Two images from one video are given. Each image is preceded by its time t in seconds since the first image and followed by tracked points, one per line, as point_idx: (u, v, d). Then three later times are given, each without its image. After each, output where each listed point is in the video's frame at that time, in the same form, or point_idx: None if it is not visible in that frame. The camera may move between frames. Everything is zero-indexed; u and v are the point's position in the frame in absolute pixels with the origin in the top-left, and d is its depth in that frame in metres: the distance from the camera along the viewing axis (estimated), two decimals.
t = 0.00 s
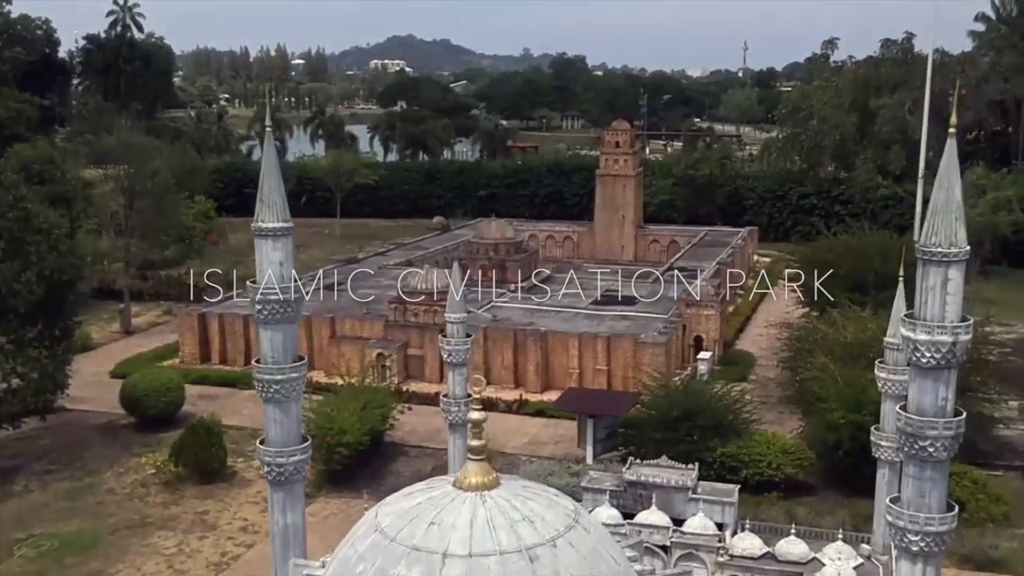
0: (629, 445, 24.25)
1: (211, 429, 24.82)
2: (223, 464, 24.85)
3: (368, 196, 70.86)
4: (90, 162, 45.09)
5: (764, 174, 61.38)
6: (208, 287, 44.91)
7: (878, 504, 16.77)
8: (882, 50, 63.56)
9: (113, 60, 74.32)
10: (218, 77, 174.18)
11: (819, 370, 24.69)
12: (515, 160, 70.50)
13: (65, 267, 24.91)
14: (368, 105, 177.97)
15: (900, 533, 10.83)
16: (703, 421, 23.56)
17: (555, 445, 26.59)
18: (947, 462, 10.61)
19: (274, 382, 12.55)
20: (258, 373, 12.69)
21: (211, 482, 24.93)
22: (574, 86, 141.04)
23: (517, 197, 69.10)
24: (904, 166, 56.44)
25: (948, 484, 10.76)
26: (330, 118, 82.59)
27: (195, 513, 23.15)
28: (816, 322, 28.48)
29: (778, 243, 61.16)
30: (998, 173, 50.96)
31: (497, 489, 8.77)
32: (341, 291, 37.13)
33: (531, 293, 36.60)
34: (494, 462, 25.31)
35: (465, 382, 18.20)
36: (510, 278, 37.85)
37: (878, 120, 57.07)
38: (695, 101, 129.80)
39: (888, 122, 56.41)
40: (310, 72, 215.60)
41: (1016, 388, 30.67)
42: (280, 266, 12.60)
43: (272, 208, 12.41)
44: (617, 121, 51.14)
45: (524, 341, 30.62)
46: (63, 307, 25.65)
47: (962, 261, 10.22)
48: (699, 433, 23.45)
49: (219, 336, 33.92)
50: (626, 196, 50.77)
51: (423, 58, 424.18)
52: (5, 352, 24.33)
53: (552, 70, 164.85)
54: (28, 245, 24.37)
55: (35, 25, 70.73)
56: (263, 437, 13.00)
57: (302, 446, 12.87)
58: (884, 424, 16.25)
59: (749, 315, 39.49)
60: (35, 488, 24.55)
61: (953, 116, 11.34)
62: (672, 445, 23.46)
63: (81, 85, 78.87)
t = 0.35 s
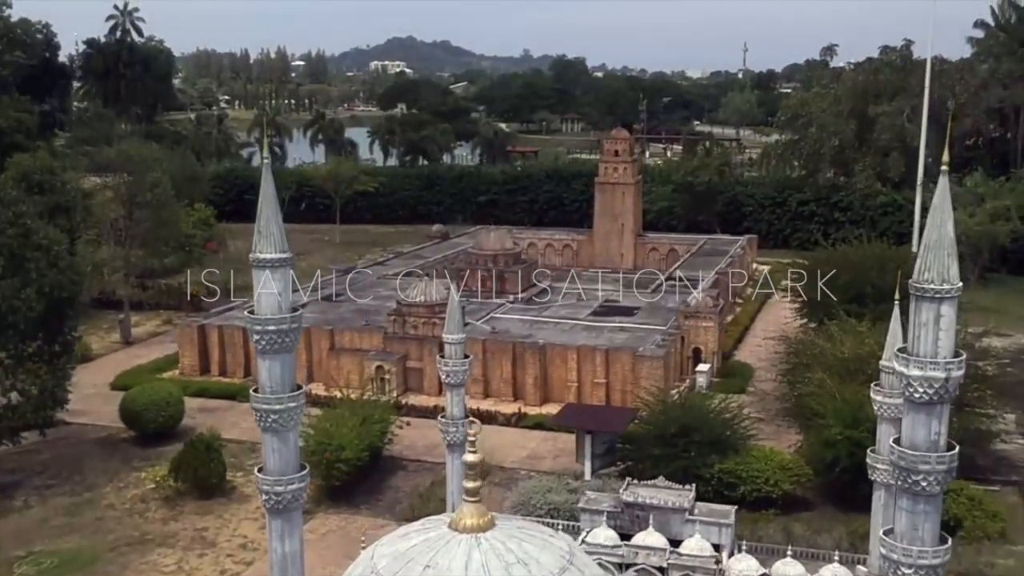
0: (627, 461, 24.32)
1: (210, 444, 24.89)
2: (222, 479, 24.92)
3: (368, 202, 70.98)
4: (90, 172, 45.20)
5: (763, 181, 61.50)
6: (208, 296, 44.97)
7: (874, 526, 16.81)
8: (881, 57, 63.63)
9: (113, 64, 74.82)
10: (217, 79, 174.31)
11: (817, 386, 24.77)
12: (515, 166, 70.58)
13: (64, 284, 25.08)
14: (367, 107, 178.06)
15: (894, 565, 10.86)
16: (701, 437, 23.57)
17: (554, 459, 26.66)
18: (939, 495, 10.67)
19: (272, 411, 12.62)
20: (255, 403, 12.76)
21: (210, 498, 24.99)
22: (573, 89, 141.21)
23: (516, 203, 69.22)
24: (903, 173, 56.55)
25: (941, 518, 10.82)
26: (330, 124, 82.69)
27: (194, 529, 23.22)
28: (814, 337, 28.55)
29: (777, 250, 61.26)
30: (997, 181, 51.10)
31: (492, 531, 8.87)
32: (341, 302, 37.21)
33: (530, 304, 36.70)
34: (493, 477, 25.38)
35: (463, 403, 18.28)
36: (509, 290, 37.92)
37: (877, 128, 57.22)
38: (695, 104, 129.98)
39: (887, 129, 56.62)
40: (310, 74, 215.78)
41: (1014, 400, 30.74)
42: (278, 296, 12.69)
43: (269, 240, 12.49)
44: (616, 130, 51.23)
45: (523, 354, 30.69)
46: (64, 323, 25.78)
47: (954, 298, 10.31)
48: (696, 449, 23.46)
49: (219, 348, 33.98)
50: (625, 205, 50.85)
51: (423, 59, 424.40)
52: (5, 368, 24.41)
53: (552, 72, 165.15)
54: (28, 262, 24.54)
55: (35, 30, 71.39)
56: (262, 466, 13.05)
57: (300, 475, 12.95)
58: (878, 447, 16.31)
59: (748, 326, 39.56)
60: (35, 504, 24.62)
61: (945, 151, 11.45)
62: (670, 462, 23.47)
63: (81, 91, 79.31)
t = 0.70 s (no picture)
0: (626, 472, 24.38)
1: (209, 455, 24.95)
2: (221, 489, 24.97)
3: (367, 204, 71.04)
4: (90, 177, 45.26)
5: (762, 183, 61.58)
6: (207, 302, 45.01)
7: (871, 542, 16.88)
8: (880, 60, 63.69)
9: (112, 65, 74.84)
10: (216, 78, 174.21)
11: (814, 397, 24.82)
12: (514, 169, 70.63)
13: (64, 295, 25.28)
14: (366, 106, 178.08)
15: None
16: (698, 448, 23.62)
17: (552, 468, 26.71)
18: (935, 522, 10.73)
19: (271, 435, 12.67)
20: (255, 426, 12.81)
21: (209, 508, 25.05)
22: (572, 89, 141.17)
23: (515, 205, 69.26)
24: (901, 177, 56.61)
25: (937, 543, 10.88)
26: (329, 125, 82.69)
27: (193, 540, 23.27)
28: (812, 346, 28.57)
29: (775, 253, 61.32)
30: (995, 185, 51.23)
31: (490, 564, 9.00)
32: (340, 308, 37.25)
33: (528, 310, 36.74)
34: (491, 486, 25.43)
35: (462, 418, 18.34)
36: (508, 296, 37.99)
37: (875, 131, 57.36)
38: (694, 104, 129.95)
39: (885, 132, 56.70)
40: (309, 73, 215.78)
41: (1012, 407, 30.81)
42: (277, 320, 12.75)
43: (268, 264, 12.54)
44: (615, 133, 51.28)
45: (521, 362, 30.72)
46: (64, 334, 25.93)
47: (949, 327, 10.38)
48: (694, 460, 23.50)
49: (218, 356, 34.02)
50: (624, 209, 50.90)
51: (422, 58, 424.30)
52: (5, 378, 24.49)
53: (551, 72, 165.00)
54: (27, 273, 24.76)
55: (34, 30, 71.20)
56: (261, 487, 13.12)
57: (299, 496, 12.99)
58: (876, 463, 16.35)
59: (746, 332, 39.62)
60: (34, 514, 24.64)
61: (941, 178, 11.53)
62: (667, 473, 23.51)
63: (80, 92, 79.29)
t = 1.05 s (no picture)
0: (625, 487, 24.43)
1: (209, 470, 25.03)
2: (221, 503, 25.04)
3: (367, 210, 71.08)
4: (89, 186, 45.33)
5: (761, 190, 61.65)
6: (207, 311, 45.06)
7: (868, 561, 16.95)
8: (879, 67, 63.73)
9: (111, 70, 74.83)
10: (216, 80, 174.14)
11: (813, 412, 24.88)
12: (513, 175, 70.69)
13: (64, 311, 25.46)
14: (366, 108, 177.96)
15: None
16: (697, 463, 23.66)
17: (551, 482, 26.76)
18: (932, 552, 10.80)
19: (272, 461, 12.74)
20: (256, 452, 12.88)
21: (210, 522, 25.12)
22: (572, 92, 141.10)
23: (515, 211, 69.33)
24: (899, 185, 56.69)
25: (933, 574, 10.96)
26: (328, 131, 82.73)
27: (193, 555, 23.32)
28: (811, 359, 28.62)
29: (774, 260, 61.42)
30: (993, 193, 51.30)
31: None
32: (340, 319, 37.30)
33: (527, 322, 36.83)
34: (491, 500, 25.50)
35: (462, 438, 18.41)
36: (507, 306, 38.03)
37: (874, 139, 57.46)
38: (694, 107, 129.88)
39: (884, 140, 56.78)
40: (309, 75, 215.76)
41: (1011, 420, 30.87)
42: (278, 347, 12.85)
43: (269, 291, 12.67)
44: (614, 141, 51.35)
45: (521, 374, 30.77)
46: (64, 349, 26.05)
47: (945, 359, 10.45)
48: (693, 475, 23.54)
49: (218, 367, 34.11)
50: (623, 217, 50.94)
51: (422, 59, 424.17)
52: (6, 393, 24.42)
53: (551, 75, 164.89)
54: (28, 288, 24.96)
55: (34, 33, 70.94)
56: (261, 512, 13.17)
57: (300, 522, 13.03)
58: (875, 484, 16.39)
59: (745, 342, 39.68)
60: (35, 529, 24.69)
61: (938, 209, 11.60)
62: (667, 488, 23.55)
63: (79, 97, 79.25)
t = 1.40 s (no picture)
0: (627, 497, 24.48)
1: (212, 480, 25.11)
2: (224, 514, 25.11)
3: (368, 215, 71.14)
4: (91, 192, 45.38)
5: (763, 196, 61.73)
6: (209, 317, 45.17)
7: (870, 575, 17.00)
8: (880, 73, 63.83)
9: (113, 74, 74.93)
10: (217, 82, 174.25)
11: (813, 422, 24.94)
12: (515, 180, 70.76)
13: (66, 321, 25.54)
14: (367, 110, 178.07)
15: None
16: (698, 474, 23.69)
17: (553, 491, 26.82)
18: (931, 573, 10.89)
19: (276, 478, 12.80)
20: (259, 470, 12.95)
21: (212, 532, 25.22)
22: (573, 95, 141.23)
23: (516, 216, 69.49)
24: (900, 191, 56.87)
25: None
26: (330, 135, 82.87)
27: (196, 566, 23.39)
28: (812, 368, 28.66)
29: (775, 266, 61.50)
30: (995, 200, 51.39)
31: None
32: (341, 326, 37.39)
33: (529, 330, 36.90)
34: (492, 510, 25.59)
35: (463, 450, 18.49)
36: (509, 314, 38.11)
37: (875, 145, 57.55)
38: (695, 111, 130.03)
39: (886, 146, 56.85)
40: (310, 78, 215.84)
41: (1011, 429, 30.93)
42: (282, 365, 12.94)
43: (274, 310, 12.79)
44: (615, 148, 51.44)
45: (522, 383, 30.85)
46: (67, 359, 26.13)
47: (945, 382, 10.52)
48: (694, 486, 23.57)
49: (220, 376, 34.20)
50: (624, 224, 51.01)
51: (423, 62, 424.53)
52: (9, 403, 24.39)
53: (552, 78, 165.06)
54: (30, 298, 25.04)
55: (35, 37, 70.97)
56: (265, 532, 13.21)
57: (303, 540, 13.09)
58: (875, 500, 16.45)
59: (745, 350, 39.74)
60: (38, 538, 24.75)
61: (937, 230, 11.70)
62: (667, 499, 23.57)
63: (81, 101, 79.33)
